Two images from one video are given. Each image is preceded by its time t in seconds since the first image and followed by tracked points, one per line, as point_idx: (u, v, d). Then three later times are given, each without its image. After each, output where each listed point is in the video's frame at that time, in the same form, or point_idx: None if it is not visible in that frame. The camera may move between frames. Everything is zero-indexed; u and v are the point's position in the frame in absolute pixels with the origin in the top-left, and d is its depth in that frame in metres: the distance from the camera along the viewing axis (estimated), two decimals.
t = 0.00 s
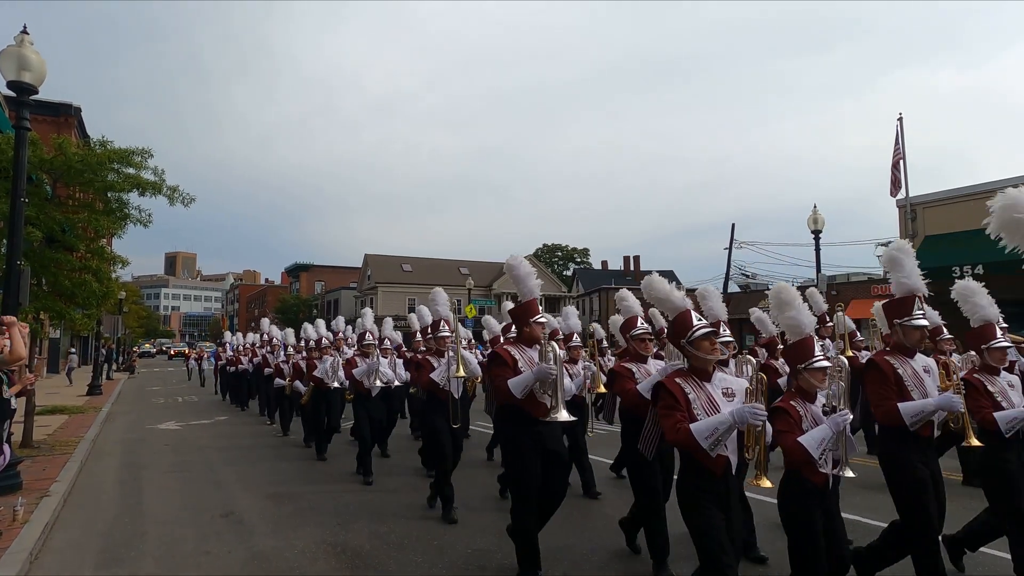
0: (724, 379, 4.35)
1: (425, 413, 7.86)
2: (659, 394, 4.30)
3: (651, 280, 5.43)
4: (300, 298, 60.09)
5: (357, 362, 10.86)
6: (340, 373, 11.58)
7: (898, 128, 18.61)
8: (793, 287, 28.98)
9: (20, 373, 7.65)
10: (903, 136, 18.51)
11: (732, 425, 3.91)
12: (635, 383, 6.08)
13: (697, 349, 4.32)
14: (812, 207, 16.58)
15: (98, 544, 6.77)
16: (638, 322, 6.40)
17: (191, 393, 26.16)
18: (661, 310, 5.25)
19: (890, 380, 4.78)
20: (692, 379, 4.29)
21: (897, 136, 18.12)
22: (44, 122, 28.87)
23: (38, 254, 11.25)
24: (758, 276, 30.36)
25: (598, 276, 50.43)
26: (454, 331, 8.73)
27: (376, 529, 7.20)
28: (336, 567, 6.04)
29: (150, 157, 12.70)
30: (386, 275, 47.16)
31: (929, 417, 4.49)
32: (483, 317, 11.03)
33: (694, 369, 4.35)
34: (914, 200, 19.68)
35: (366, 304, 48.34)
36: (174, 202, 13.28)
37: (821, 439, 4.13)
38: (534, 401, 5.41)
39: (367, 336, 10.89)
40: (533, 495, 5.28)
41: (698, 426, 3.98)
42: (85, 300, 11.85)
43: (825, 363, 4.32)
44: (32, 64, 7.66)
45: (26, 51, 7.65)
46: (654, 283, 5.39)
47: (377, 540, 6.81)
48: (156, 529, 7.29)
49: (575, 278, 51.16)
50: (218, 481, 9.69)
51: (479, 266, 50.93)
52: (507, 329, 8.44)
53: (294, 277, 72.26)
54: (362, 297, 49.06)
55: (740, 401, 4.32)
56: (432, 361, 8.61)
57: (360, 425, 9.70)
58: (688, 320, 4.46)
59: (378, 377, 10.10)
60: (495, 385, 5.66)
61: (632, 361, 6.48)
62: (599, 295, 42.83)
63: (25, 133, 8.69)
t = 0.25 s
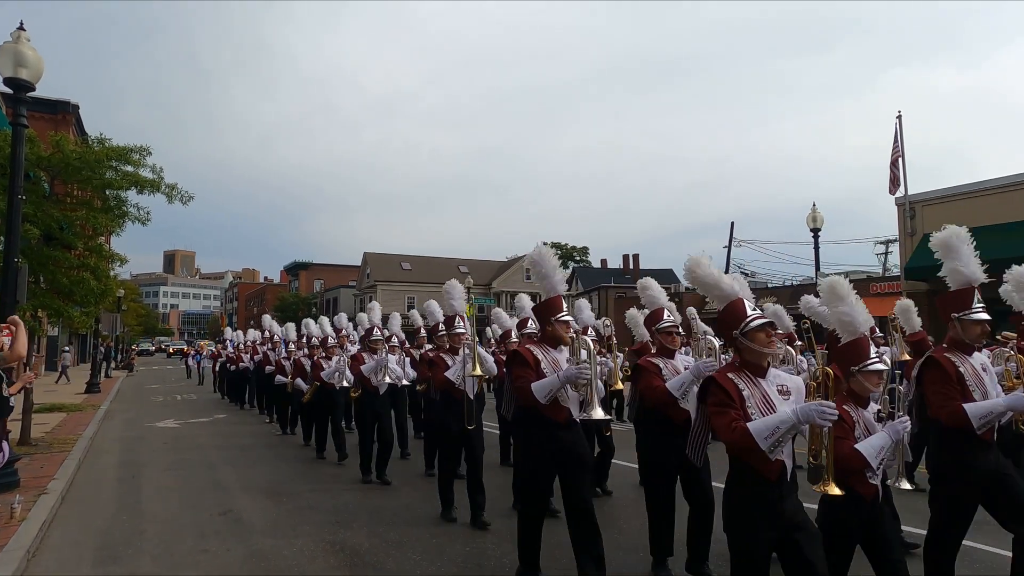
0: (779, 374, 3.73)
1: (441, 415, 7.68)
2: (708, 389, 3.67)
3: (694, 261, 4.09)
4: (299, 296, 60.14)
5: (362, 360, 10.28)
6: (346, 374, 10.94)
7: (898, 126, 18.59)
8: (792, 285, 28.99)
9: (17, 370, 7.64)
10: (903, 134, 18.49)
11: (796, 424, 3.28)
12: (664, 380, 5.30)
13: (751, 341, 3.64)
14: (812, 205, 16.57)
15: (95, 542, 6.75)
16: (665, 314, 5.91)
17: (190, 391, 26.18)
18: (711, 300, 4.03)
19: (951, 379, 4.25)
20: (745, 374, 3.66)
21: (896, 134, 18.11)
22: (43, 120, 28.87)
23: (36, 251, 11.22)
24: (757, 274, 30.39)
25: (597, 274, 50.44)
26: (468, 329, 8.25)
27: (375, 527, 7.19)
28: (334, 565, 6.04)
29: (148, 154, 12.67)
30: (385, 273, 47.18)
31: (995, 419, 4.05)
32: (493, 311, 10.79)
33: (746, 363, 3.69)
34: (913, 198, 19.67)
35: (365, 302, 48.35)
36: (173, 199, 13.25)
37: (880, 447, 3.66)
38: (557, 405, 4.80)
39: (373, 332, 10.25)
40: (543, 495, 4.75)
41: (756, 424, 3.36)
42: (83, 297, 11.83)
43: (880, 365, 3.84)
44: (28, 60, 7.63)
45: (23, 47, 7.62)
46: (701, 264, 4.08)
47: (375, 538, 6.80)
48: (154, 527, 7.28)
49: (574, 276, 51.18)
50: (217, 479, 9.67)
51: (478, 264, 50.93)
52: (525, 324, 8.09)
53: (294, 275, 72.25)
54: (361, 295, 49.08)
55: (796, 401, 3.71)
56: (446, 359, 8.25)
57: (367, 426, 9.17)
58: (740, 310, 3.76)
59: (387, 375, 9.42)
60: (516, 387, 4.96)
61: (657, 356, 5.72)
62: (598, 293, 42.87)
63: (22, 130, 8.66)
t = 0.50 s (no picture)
0: (854, 387, 3.45)
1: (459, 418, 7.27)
2: (779, 403, 3.33)
3: (749, 263, 3.82)
4: (299, 296, 60.17)
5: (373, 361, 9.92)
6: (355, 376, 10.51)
7: (898, 125, 18.58)
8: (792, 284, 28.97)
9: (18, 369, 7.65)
10: (903, 133, 18.48)
11: (886, 439, 2.93)
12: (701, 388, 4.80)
13: (826, 351, 3.34)
14: (812, 204, 16.57)
15: (96, 540, 6.76)
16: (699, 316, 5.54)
17: (191, 390, 26.20)
18: (771, 305, 3.72)
19: None
20: (821, 389, 3.34)
21: (896, 133, 18.10)
22: (43, 119, 28.87)
23: (36, 250, 11.23)
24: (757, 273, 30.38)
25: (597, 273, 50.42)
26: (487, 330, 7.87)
27: (375, 526, 7.20)
28: (334, 564, 6.05)
29: (148, 153, 12.67)
30: (385, 273, 47.19)
31: None
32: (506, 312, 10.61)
33: (820, 374, 3.39)
34: (914, 197, 19.67)
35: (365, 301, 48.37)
36: (173, 198, 13.25)
37: (961, 452, 3.28)
38: (591, 404, 4.40)
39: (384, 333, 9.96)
40: (576, 501, 4.29)
41: (841, 440, 3.01)
42: (83, 296, 11.83)
43: (949, 363, 3.80)
44: (28, 59, 7.63)
45: (23, 46, 7.62)
46: (760, 268, 3.74)
47: (376, 537, 6.81)
48: (155, 526, 7.29)
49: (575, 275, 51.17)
50: (217, 478, 9.68)
51: (478, 264, 50.92)
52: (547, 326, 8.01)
53: (294, 274, 72.26)
54: (361, 294, 49.10)
55: (875, 414, 3.43)
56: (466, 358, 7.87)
57: (380, 431, 8.78)
58: (808, 316, 3.46)
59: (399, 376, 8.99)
60: (545, 392, 4.41)
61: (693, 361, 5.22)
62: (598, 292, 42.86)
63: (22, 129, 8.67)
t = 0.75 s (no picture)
0: (950, 381, 3.07)
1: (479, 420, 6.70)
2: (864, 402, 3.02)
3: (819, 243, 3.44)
4: (303, 295, 60.27)
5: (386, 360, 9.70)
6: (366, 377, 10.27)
7: (903, 124, 18.53)
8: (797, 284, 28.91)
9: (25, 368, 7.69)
10: (908, 132, 18.43)
11: (999, 443, 2.55)
12: (742, 387, 4.40)
13: (916, 340, 3.00)
14: (816, 204, 16.53)
15: (101, 539, 6.78)
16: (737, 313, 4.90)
17: (196, 389, 26.25)
18: (847, 289, 3.34)
19: None
20: (911, 381, 3.00)
21: (901, 131, 18.05)
22: (48, 119, 28.96)
23: (42, 250, 11.27)
24: (761, 273, 30.33)
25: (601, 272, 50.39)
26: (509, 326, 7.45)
27: (378, 525, 7.20)
28: (339, 563, 6.06)
29: (152, 153, 12.71)
30: (389, 272, 47.24)
31: None
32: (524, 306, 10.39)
33: (910, 367, 3.05)
34: (919, 196, 19.61)
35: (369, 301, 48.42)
36: (177, 198, 13.29)
37: None
38: (631, 411, 4.03)
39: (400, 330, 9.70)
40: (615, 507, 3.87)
41: (942, 443, 2.66)
42: (89, 296, 11.86)
43: None
44: (34, 59, 7.66)
45: (29, 46, 7.65)
46: (831, 250, 3.40)
47: (380, 536, 6.82)
48: (160, 524, 7.30)
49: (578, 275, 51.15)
50: (221, 477, 9.69)
51: (482, 263, 50.93)
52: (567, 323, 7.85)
53: (297, 274, 72.36)
54: (365, 293, 49.15)
55: (972, 413, 3.05)
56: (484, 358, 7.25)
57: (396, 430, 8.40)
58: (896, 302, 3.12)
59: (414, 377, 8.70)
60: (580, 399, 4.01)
61: (732, 359, 4.66)
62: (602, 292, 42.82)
63: (29, 129, 8.70)
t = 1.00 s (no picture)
0: None
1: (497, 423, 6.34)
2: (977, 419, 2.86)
3: (907, 241, 3.27)
4: (306, 294, 60.34)
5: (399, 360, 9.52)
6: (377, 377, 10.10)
7: (908, 121, 18.47)
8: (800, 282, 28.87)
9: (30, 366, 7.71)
10: (912, 129, 18.38)
11: None
12: (789, 394, 3.98)
13: None
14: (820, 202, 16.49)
15: (106, 537, 6.80)
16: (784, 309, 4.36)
17: (199, 388, 26.29)
18: (936, 288, 3.17)
19: None
20: None
21: (906, 129, 18.00)
22: (52, 118, 29.00)
23: (47, 248, 11.30)
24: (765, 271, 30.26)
25: (604, 271, 50.38)
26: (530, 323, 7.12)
27: (382, 524, 7.20)
28: (343, 561, 6.06)
29: (156, 151, 12.72)
30: (392, 271, 47.27)
31: None
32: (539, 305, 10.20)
33: None
34: (923, 194, 19.56)
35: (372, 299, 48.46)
36: (180, 196, 13.30)
37: None
38: (676, 417, 3.76)
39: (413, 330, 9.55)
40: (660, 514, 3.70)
41: None
42: (93, 294, 11.88)
43: None
44: (39, 58, 7.67)
45: (34, 45, 7.66)
46: (917, 242, 3.27)
47: (383, 535, 6.83)
48: (164, 523, 7.32)
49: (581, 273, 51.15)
50: (225, 475, 9.70)
51: (485, 262, 50.93)
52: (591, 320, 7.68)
53: (300, 272, 72.42)
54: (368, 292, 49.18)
55: None
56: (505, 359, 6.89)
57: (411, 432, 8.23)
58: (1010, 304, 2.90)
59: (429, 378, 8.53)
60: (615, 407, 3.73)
61: (776, 363, 4.18)
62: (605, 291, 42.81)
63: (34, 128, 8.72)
